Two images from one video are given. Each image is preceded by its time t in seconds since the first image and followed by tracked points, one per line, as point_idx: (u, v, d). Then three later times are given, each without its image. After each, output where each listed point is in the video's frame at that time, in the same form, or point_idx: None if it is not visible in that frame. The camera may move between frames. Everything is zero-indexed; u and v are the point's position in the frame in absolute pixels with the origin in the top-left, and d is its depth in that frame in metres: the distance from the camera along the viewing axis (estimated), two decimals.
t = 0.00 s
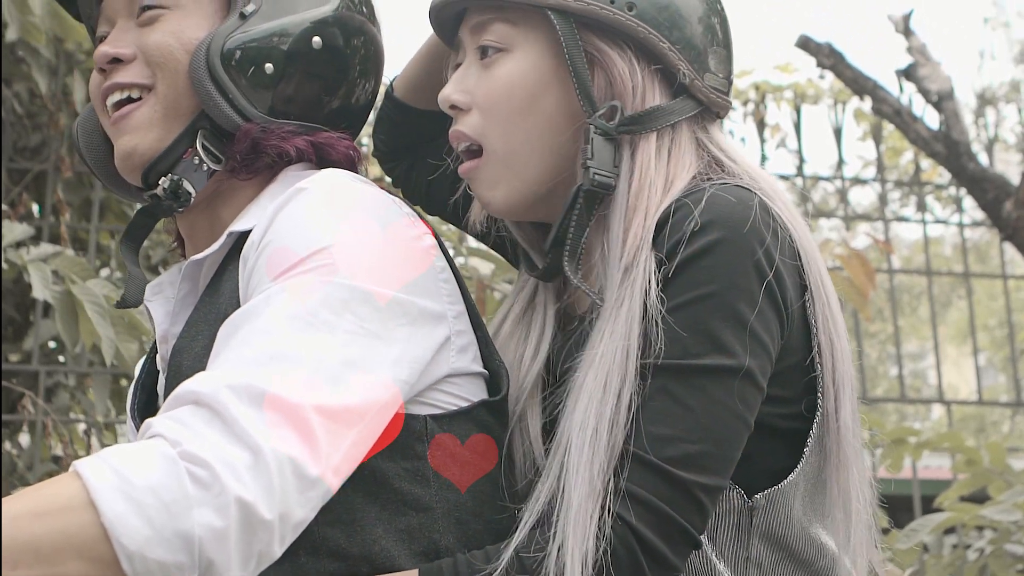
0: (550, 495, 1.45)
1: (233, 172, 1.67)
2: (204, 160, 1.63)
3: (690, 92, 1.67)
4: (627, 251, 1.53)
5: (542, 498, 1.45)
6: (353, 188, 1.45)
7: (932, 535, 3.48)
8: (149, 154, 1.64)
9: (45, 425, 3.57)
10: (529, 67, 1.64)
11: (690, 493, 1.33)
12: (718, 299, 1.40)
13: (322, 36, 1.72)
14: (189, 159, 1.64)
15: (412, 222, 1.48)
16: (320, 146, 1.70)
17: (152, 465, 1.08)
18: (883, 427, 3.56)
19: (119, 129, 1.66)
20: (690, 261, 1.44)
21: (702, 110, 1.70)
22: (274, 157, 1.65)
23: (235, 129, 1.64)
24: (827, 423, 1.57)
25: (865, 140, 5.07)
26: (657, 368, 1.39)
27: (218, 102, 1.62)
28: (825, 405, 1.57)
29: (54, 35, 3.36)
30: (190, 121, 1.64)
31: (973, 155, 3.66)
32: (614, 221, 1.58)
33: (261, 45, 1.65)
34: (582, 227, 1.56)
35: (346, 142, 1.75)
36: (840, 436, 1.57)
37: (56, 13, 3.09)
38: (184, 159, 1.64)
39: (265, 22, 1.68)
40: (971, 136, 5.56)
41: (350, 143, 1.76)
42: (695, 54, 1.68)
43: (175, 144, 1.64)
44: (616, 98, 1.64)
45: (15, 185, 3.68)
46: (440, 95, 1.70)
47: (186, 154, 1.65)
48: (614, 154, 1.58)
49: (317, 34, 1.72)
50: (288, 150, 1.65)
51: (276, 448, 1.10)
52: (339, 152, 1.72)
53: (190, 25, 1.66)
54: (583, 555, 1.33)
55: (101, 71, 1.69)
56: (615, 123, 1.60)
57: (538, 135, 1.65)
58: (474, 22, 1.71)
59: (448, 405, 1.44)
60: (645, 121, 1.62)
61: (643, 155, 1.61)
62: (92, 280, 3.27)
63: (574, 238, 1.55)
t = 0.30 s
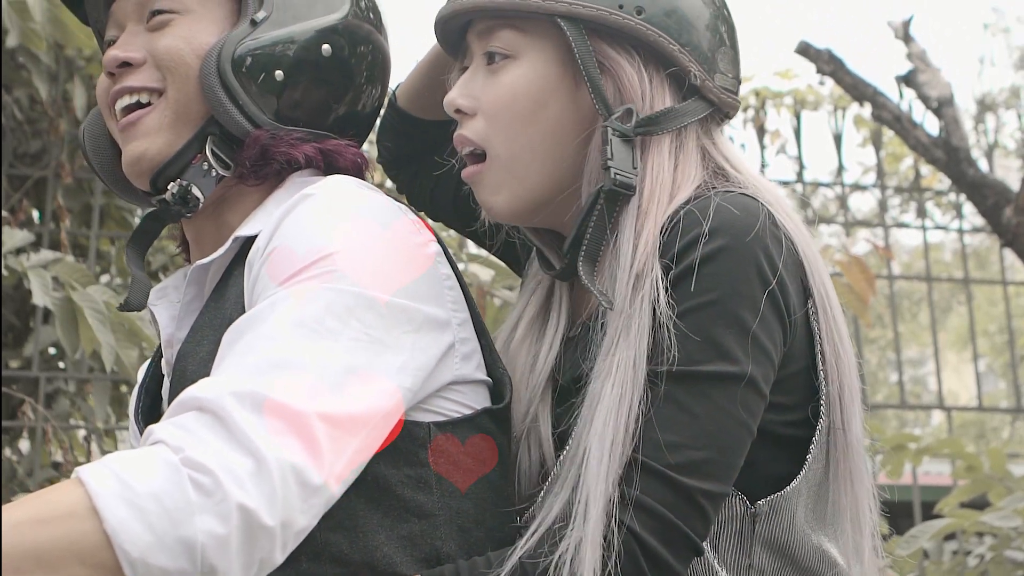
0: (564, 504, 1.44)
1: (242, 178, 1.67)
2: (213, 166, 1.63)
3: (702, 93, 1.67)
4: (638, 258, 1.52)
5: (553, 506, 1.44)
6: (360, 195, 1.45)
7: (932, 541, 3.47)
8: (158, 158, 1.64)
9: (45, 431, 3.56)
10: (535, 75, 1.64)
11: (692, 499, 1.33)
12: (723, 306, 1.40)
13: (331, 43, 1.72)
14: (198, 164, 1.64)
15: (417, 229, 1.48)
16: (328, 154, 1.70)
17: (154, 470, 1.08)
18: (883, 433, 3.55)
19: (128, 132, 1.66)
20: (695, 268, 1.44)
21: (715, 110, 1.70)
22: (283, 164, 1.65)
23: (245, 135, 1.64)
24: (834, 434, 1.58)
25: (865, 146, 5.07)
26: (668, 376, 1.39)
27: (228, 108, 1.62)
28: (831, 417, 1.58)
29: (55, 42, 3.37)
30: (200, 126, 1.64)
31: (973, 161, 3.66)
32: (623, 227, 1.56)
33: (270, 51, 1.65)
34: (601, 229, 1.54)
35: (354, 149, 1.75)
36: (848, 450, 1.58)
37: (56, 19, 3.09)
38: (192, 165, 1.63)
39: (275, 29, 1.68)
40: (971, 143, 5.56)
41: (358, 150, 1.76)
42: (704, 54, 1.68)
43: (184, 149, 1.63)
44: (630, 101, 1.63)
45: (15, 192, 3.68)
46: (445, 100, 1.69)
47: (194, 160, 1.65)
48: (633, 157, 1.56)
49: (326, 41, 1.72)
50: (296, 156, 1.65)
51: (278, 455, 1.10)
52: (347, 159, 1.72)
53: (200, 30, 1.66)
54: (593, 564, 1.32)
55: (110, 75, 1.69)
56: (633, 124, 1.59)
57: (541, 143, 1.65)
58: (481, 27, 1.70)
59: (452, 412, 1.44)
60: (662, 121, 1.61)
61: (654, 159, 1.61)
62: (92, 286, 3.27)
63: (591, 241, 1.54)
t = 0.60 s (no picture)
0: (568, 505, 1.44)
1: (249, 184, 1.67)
2: (221, 172, 1.62)
3: (709, 94, 1.67)
4: (647, 264, 1.51)
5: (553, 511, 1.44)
6: (366, 202, 1.45)
7: (933, 547, 3.46)
8: (164, 163, 1.64)
9: (45, 437, 3.55)
10: (540, 83, 1.64)
11: (689, 503, 1.33)
12: (723, 311, 1.40)
13: (338, 50, 1.72)
14: (205, 170, 1.63)
15: (422, 235, 1.48)
16: (336, 160, 1.70)
17: (156, 475, 1.08)
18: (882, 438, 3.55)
19: (135, 137, 1.66)
20: (697, 274, 1.44)
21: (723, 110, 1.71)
22: (290, 170, 1.65)
23: (253, 141, 1.64)
24: (834, 445, 1.58)
25: (865, 152, 5.07)
26: (667, 381, 1.39)
27: (236, 115, 1.62)
28: (833, 427, 1.58)
29: (55, 48, 3.37)
30: (207, 132, 1.64)
31: (973, 167, 3.66)
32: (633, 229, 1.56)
33: (278, 58, 1.65)
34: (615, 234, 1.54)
35: (361, 156, 1.76)
36: (848, 459, 1.58)
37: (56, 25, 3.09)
38: (200, 170, 1.63)
39: (283, 35, 1.68)
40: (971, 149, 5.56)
41: (364, 157, 1.77)
42: (710, 57, 1.68)
43: (192, 154, 1.63)
44: (638, 104, 1.63)
45: (16, 197, 3.68)
46: (450, 105, 1.69)
47: (202, 165, 1.64)
48: (643, 160, 1.57)
49: (333, 49, 1.72)
50: (304, 163, 1.65)
51: (280, 461, 1.10)
52: (354, 166, 1.72)
53: (208, 36, 1.66)
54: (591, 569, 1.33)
55: (118, 80, 1.69)
56: (642, 128, 1.59)
57: (545, 150, 1.65)
58: (487, 34, 1.70)
59: (454, 418, 1.44)
60: (670, 124, 1.61)
61: (659, 165, 1.61)
62: (92, 292, 3.27)
63: (604, 244, 1.53)
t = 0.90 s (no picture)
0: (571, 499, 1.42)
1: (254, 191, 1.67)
2: (227, 178, 1.63)
3: (714, 97, 1.67)
4: (655, 269, 1.49)
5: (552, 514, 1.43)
6: (371, 207, 1.45)
7: (933, 554, 3.45)
8: (171, 169, 1.64)
9: (45, 443, 3.55)
10: (544, 90, 1.64)
11: (688, 510, 1.33)
12: (723, 317, 1.40)
13: (345, 57, 1.73)
14: (211, 176, 1.63)
15: (426, 240, 1.48)
16: (341, 167, 1.71)
17: (156, 480, 1.08)
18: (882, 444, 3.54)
19: (141, 142, 1.65)
20: (699, 280, 1.44)
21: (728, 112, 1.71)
22: (296, 177, 1.65)
23: (259, 148, 1.64)
24: (834, 454, 1.58)
25: (865, 158, 5.07)
26: (669, 387, 1.39)
27: (243, 121, 1.62)
28: (833, 436, 1.58)
29: (56, 54, 3.36)
30: (214, 138, 1.64)
31: (973, 173, 3.66)
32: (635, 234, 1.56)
33: (285, 64, 1.65)
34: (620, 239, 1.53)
35: (366, 163, 1.76)
36: (848, 467, 1.58)
37: (57, 31, 3.08)
38: (206, 176, 1.63)
39: (290, 42, 1.67)
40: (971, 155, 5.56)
41: (369, 164, 1.77)
42: (714, 61, 1.68)
43: (198, 161, 1.63)
44: (641, 109, 1.63)
45: (16, 204, 3.67)
46: (455, 112, 1.69)
47: (208, 171, 1.65)
48: (647, 167, 1.56)
49: (340, 56, 1.72)
50: (310, 169, 1.65)
51: (281, 466, 1.10)
52: (359, 173, 1.72)
53: (215, 42, 1.66)
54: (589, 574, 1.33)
55: (124, 85, 1.68)
56: (645, 133, 1.59)
57: (549, 157, 1.65)
58: (491, 42, 1.70)
59: (456, 424, 1.44)
60: (674, 128, 1.61)
61: (662, 171, 1.61)
62: (92, 298, 3.26)
63: (610, 250, 1.52)
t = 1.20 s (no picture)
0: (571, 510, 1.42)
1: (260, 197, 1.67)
2: (233, 184, 1.62)
3: (714, 108, 1.67)
4: (651, 276, 1.51)
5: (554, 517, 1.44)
6: (374, 211, 1.45)
7: (933, 559, 3.43)
8: (176, 174, 1.64)
9: (45, 449, 3.54)
10: (549, 96, 1.64)
11: (688, 515, 1.32)
12: (726, 323, 1.40)
13: (350, 64, 1.73)
14: (217, 182, 1.63)
15: (429, 245, 1.48)
16: (347, 173, 1.71)
17: (157, 483, 1.07)
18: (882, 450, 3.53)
19: (147, 147, 1.66)
20: (700, 285, 1.44)
21: (728, 123, 1.71)
22: (302, 184, 1.65)
23: (265, 155, 1.64)
24: (834, 459, 1.57)
25: (865, 163, 5.07)
26: (668, 392, 1.39)
27: (249, 128, 1.61)
28: (835, 442, 1.56)
29: (56, 60, 3.36)
30: (219, 144, 1.64)
31: (973, 179, 3.66)
32: (633, 241, 1.56)
33: (291, 72, 1.65)
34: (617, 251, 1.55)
35: (371, 169, 1.76)
36: (848, 473, 1.57)
37: (57, 37, 3.08)
38: (212, 182, 1.63)
39: (297, 49, 1.67)
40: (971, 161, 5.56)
41: (374, 170, 1.77)
42: (716, 71, 1.68)
43: (203, 167, 1.63)
44: (641, 119, 1.64)
45: (16, 210, 3.67)
46: (460, 119, 1.70)
47: (214, 177, 1.64)
48: (645, 176, 1.58)
49: (345, 63, 1.72)
50: (315, 176, 1.65)
51: (282, 469, 1.10)
52: (365, 179, 1.72)
53: (221, 49, 1.66)
54: None
55: (130, 90, 1.68)
56: (643, 143, 1.60)
57: (554, 162, 1.65)
58: (495, 50, 1.71)
59: (458, 429, 1.44)
60: (672, 139, 1.62)
61: (663, 177, 1.61)
62: (92, 304, 3.26)
63: (606, 259, 1.54)
